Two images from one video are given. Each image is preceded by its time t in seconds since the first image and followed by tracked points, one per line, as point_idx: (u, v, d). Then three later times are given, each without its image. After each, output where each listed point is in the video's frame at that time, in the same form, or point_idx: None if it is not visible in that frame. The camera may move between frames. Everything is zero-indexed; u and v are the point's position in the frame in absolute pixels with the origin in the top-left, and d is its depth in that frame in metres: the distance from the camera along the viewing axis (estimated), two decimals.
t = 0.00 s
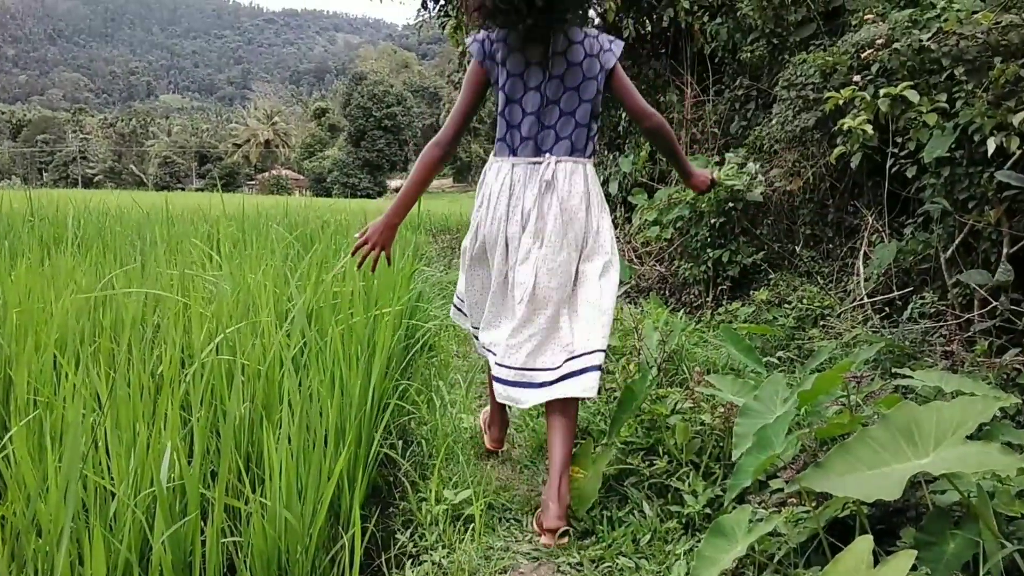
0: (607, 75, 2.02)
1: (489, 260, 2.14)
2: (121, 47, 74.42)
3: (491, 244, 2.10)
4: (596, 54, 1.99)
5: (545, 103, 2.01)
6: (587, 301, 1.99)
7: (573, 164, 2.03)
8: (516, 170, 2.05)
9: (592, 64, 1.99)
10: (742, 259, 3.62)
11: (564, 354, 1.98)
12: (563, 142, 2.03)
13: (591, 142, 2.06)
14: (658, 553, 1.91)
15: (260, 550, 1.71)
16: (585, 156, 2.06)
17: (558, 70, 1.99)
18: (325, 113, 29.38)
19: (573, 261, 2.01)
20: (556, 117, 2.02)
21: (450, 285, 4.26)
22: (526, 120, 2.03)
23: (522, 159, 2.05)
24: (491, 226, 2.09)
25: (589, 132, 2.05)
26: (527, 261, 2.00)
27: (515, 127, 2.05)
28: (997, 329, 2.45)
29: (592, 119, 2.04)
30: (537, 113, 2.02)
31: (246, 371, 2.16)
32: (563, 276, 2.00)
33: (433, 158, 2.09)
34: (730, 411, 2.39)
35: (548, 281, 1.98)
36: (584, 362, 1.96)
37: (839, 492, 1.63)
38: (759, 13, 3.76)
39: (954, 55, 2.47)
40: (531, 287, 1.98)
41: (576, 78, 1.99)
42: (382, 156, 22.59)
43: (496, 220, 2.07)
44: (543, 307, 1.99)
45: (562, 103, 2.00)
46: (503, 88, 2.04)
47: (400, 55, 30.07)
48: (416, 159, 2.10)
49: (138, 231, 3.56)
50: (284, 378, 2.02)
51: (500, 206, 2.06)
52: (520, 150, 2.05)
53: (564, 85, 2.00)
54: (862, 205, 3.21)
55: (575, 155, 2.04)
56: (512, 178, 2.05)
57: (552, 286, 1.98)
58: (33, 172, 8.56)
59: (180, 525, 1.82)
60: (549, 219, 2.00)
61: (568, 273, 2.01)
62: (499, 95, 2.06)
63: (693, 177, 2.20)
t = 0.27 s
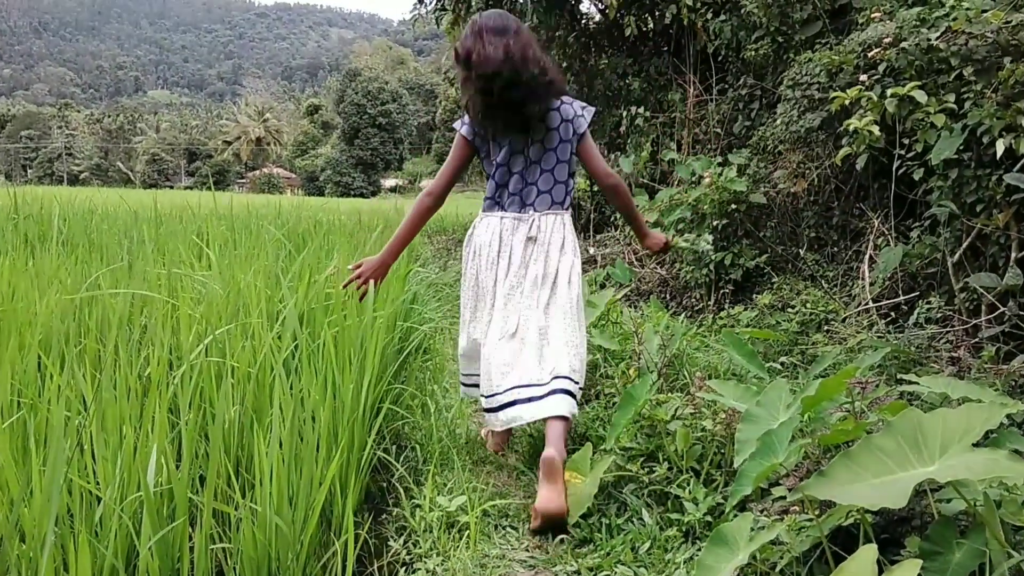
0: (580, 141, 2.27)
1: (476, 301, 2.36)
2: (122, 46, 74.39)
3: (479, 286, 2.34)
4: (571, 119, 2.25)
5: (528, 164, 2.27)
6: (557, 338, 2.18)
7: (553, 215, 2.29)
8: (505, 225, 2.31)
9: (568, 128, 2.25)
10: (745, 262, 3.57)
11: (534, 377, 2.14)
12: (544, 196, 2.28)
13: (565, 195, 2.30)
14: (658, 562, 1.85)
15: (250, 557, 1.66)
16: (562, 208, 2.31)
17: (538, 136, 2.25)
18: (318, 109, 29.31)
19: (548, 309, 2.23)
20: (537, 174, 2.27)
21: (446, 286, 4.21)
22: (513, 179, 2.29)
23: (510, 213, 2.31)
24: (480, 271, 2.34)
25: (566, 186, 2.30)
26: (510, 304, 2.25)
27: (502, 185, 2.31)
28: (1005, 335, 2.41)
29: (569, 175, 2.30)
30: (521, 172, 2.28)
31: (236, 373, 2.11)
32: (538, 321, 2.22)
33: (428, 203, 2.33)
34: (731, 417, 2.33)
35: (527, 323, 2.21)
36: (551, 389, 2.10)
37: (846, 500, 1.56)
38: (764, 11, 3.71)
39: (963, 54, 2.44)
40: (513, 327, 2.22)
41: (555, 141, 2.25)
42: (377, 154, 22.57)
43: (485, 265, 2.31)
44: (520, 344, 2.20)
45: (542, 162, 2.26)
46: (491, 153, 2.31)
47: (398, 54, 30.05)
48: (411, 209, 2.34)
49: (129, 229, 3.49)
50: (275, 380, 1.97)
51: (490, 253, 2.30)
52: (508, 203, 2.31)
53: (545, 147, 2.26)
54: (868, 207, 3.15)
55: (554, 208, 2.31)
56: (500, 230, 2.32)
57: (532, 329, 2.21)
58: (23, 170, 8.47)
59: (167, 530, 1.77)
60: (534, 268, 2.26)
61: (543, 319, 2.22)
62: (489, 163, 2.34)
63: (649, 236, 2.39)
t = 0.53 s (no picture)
0: (563, 119, 2.39)
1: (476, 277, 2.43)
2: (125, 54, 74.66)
3: (482, 264, 2.41)
4: (554, 99, 2.38)
5: (517, 143, 2.38)
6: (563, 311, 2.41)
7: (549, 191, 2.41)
8: (504, 204, 2.39)
9: (552, 108, 2.38)
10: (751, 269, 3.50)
11: (538, 344, 2.33)
12: (537, 173, 2.39)
13: (554, 171, 2.42)
14: None
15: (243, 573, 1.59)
16: (555, 185, 2.43)
17: (524, 117, 2.37)
18: (314, 112, 29.26)
19: (554, 280, 2.42)
20: (529, 153, 2.38)
21: (445, 293, 4.14)
22: (504, 158, 2.39)
23: (506, 191, 2.40)
24: (483, 250, 2.41)
25: (557, 164, 2.42)
26: (520, 281, 2.37)
27: (495, 164, 2.42)
28: (1020, 345, 2.35)
29: (557, 153, 2.42)
30: (512, 152, 2.39)
31: (229, 382, 2.04)
32: (546, 293, 2.41)
33: (429, 179, 2.48)
34: (737, 428, 2.26)
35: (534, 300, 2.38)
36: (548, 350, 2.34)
37: (858, 515, 1.50)
38: (772, 11, 3.66)
39: (976, 58, 2.43)
40: (525, 302, 2.38)
41: (542, 121, 2.37)
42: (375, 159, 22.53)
43: (491, 245, 2.38)
44: (531, 318, 2.38)
45: (532, 141, 2.38)
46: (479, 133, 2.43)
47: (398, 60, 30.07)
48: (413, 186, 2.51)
49: (120, 235, 3.43)
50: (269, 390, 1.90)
51: (496, 234, 2.37)
52: (503, 182, 2.40)
53: (531, 127, 2.38)
54: (878, 214, 3.13)
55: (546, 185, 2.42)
56: (501, 210, 2.39)
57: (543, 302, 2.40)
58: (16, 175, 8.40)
59: (157, 545, 1.71)
60: (538, 246, 2.37)
61: (551, 290, 2.42)
62: (476, 144, 2.45)
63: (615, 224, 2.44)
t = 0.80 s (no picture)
0: (560, 92, 2.48)
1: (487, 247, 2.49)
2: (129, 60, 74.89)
3: (493, 235, 2.48)
4: (553, 72, 2.47)
5: (520, 118, 2.49)
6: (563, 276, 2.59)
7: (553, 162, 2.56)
8: (510, 177, 2.49)
9: (551, 81, 2.47)
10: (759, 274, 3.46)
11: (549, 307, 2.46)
12: (540, 147, 2.52)
13: (555, 143, 2.56)
14: None
15: None
16: (557, 156, 2.57)
17: (524, 90, 2.47)
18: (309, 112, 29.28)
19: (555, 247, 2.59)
20: (531, 127, 2.49)
21: (444, 298, 4.09)
22: (507, 132, 2.50)
23: (512, 164, 2.51)
24: (491, 221, 2.48)
25: (557, 136, 2.55)
26: (530, 250, 2.50)
27: (498, 139, 2.52)
28: None
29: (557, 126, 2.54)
30: (515, 126, 2.50)
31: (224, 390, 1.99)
32: (549, 258, 2.59)
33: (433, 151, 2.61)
34: (743, 436, 2.22)
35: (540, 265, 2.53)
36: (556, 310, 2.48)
37: (868, 526, 1.45)
38: (779, 11, 3.60)
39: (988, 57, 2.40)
40: (532, 272, 2.52)
41: (541, 95, 2.47)
42: (372, 159, 22.62)
43: (505, 217, 2.45)
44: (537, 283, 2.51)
45: (534, 115, 2.48)
46: (480, 109, 2.52)
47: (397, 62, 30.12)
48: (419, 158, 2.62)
49: (113, 237, 3.37)
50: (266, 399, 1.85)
51: (507, 206, 2.46)
52: (508, 156, 2.51)
53: (531, 101, 2.48)
54: (888, 217, 3.09)
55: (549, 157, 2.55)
56: (507, 183, 2.49)
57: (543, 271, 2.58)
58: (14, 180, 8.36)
59: (151, 556, 1.66)
60: (543, 215, 2.52)
61: (552, 255, 2.60)
62: (476, 115, 2.55)
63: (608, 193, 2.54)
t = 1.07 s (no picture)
0: (561, 113, 2.47)
1: (499, 267, 2.45)
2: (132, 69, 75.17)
3: (499, 253, 2.45)
4: (554, 94, 2.46)
5: (520, 136, 2.46)
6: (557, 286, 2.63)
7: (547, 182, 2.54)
8: (511, 195, 2.46)
9: (551, 102, 2.45)
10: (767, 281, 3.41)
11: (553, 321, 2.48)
12: (539, 166, 2.49)
13: (553, 163, 2.54)
14: None
15: None
16: (554, 174, 2.56)
17: (526, 110, 2.45)
18: (305, 115, 29.28)
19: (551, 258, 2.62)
20: (531, 146, 2.47)
21: (444, 304, 4.03)
22: (507, 151, 2.47)
23: (511, 182, 2.47)
24: (496, 239, 2.45)
25: (556, 155, 2.54)
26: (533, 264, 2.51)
27: (498, 156, 2.49)
28: None
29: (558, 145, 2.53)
30: (515, 144, 2.47)
31: (219, 400, 1.94)
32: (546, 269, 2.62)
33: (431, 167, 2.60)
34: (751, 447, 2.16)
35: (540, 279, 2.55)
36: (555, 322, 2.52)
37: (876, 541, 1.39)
38: (788, 11, 3.55)
39: (1003, 58, 2.37)
40: (534, 281, 2.56)
41: (542, 116, 2.46)
42: (370, 162, 22.69)
43: (513, 235, 2.43)
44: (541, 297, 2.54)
45: (534, 135, 2.46)
46: (482, 126, 2.49)
47: (397, 67, 30.19)
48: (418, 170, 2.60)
49: (106, 242, 3.31)
50: (262, 409, 1.79)
51: (513, 225, 2.44)
52: (508, 174, 2.48)
53: (532, 122, 2.46)
54: (900, 223, 3.06)
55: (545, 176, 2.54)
56: (511, 201, 2.46)
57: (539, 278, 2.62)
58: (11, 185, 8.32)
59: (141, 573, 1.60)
60: (543, 229, 2.53)
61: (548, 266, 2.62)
62: (477, 132, 2.52)
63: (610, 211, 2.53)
